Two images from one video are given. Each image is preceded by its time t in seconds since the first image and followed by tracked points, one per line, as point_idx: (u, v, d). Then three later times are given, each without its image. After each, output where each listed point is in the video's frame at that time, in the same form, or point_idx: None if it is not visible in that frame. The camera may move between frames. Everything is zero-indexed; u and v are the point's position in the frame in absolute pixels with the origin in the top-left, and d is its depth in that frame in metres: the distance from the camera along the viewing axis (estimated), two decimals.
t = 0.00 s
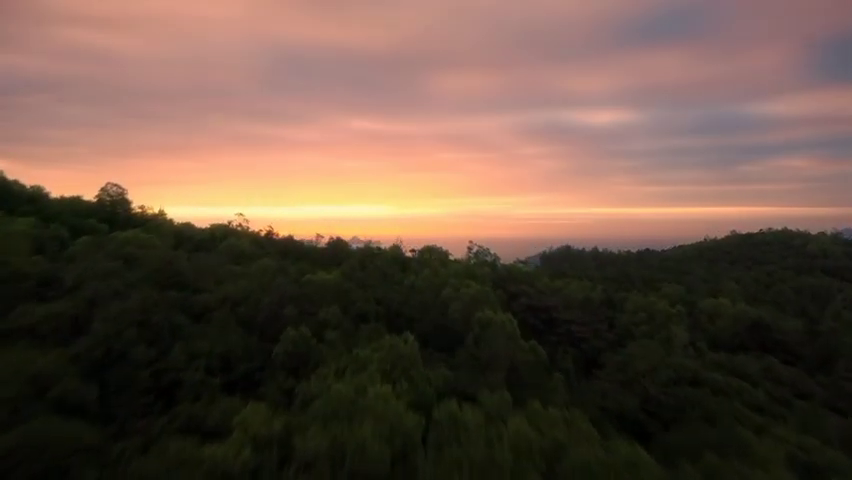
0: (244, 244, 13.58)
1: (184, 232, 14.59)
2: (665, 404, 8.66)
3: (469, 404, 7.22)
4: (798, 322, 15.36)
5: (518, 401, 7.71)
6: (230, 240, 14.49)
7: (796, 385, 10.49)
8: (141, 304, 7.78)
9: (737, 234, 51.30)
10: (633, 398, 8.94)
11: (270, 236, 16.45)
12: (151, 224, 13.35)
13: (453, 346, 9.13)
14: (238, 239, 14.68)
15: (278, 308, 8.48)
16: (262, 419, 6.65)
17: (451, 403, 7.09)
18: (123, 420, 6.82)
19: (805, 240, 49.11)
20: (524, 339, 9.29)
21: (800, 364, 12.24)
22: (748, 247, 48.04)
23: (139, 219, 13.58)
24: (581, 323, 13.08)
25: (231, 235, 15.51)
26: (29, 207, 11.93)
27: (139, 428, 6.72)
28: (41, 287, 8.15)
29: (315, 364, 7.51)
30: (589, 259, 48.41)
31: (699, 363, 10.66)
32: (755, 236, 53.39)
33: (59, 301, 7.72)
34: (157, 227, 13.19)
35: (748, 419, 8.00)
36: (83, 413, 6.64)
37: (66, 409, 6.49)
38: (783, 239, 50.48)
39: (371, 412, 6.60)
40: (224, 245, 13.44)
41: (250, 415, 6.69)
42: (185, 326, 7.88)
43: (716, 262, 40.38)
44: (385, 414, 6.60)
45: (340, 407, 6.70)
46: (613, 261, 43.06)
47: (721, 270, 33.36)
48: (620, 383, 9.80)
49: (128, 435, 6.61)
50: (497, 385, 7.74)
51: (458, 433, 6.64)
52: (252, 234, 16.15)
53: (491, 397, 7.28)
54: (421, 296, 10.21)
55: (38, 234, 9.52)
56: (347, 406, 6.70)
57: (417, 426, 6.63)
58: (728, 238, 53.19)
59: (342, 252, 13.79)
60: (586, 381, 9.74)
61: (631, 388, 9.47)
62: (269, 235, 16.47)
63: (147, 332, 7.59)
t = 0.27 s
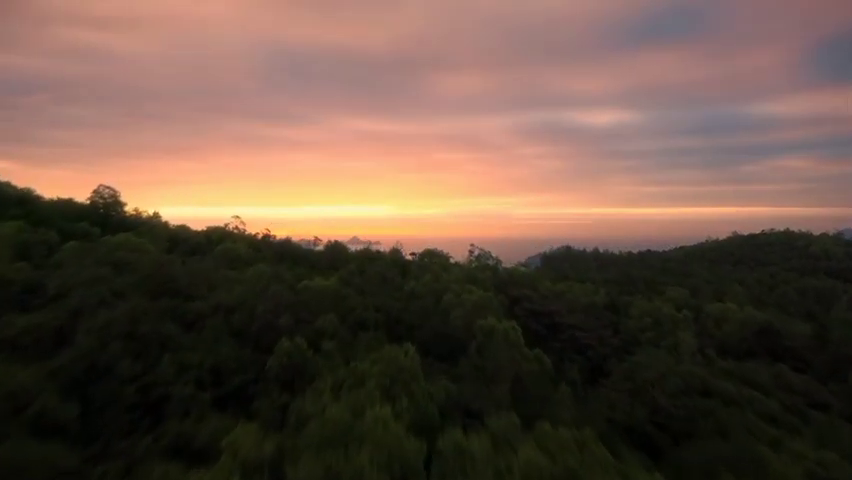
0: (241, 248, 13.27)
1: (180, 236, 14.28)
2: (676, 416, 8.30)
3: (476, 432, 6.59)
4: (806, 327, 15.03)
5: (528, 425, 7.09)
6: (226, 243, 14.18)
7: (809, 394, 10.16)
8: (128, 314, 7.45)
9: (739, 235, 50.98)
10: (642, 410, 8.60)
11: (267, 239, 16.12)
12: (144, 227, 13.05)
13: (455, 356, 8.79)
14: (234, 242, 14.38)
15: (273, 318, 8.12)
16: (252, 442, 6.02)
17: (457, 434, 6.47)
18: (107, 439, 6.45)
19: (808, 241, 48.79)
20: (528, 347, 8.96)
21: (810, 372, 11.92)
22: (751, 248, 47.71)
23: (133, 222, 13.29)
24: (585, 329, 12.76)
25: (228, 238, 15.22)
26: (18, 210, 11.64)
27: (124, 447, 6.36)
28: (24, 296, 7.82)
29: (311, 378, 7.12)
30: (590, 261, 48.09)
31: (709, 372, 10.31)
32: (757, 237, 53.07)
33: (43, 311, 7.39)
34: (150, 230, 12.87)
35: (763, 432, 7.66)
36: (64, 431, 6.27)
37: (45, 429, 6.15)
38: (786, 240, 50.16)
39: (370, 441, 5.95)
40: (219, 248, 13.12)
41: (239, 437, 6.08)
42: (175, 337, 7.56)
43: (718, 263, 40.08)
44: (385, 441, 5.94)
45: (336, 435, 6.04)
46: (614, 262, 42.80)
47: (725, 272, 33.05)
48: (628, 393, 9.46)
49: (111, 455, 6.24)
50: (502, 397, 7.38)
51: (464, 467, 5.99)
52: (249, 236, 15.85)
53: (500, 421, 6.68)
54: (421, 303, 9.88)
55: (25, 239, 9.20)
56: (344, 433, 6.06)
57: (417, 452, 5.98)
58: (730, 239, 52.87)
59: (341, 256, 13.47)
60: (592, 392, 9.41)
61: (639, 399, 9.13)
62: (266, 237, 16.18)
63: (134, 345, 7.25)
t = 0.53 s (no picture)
0: (237, 252, 12.94)
1: (175, 239, 13.98)
2: (689, 429, 7.94)
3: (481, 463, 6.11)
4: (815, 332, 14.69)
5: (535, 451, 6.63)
6: (222, 247, 13.86)
7: (823, 403, 9.83)
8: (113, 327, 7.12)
9: (741, 236, 50.62)
10: (652, 421, 8.23)
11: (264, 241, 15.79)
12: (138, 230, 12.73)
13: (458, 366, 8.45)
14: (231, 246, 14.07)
15: (267, 329, 7.76)
16: (242, 467, 5.63)
17: (463, 467, 5.92)
18: (87, 462, 6.12)
19: (811, 242, 48.47)
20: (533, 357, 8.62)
21: (823, 379, 11.57)
22: (753, 250, 47.37)
23: (126, 225, 12.99)
24: (590, 335, 12.44)
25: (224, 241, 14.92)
26: (6, 214, 11.31)
27: (106, 470, 5.99)
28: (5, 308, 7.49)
29: (306, 394, 6.75)
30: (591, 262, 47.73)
31: (719, 381, 9.97)
32: (760, 238, 52.72)
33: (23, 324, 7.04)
34: (143, 234, 12.53)
35: (781, 448, 7.33)
36: (41, 454, 5.90)
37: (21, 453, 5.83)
38: (788, 241, 49.83)
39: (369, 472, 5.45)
40: (214, 252, 12.79)
41: (230, 461, 5.67)
42: (163, 351, 7.24)
43: (721, 265, 39.76)
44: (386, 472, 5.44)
45: (329, 469, 5.52)
46: (616, 263, 42.53)
47: (729, 274, 32.73)
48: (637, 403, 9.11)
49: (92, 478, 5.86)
50: (506, 412, 7.03)
51: None
52: (246, 239, 15.54)
53: (506, 447, 6.20)
54: (423, 309, 9.54)
55: (10, 245, 8.86)
56: (340, 465, 5.56)
57: None
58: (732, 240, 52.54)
59: (340, 260, 13.14)
60: (599, 403, 9.07)
61: (649, 410, 8.78)
62: (264, 239, 15.89)
63: (118, 359, 6.91)
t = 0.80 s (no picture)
0: (233, 256, 12.59)
1: (170, 243, 13.64)
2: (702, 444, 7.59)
3: None
4: (825, 336, 14.34)
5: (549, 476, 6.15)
6: (217, 250, 13.51)
7: (839, 413, 9.48)
8: (92, 339, 6.22)
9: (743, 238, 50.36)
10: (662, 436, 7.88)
11: (261, 244, 15.45)
12: (130, 233, 12.39)
13: (460, 376, 8.10)
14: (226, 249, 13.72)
15: (259, 342, 7.20)
16: None
17: None
18: None
19: (813, 243, 48.14)
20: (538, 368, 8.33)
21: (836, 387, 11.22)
22: (755, 251, 47.05)
23: (119, 228, 12.68)
24: (595, 342, 12.10)
25: (221, 244, 14.59)
26: None
27: None
28: None
29: (301, 412, 6.19)
30: (592, 264, 47.44)
31: (730, 390, 9.63)
32: (762, 240, 52.36)
33: None
34: (136, 237, 12.19)
35: (800, 463, 6.97)
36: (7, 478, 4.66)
37: None
38: (791, 242, 49.53)
39: None
40: (209, 256, 12.46)
41: None
42: (146, 367, 6.44)
43: (724, 267, 39.43)
44: None
45: None
46: (618, 265, 42.23)
47: (732, 276, 32.37)
48: (646, 415, 8.74)
49: None
50: (512, 426, 6.66)
51: None
52: (243, 243, 15.20)
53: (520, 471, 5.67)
54: (424, 319, 9.21)
55: None
56: None
57: None
58: (734, 241, 52.24)
59: (338, 264, 12.79)
60: (607, 414, 8.73)
61: (659, 423, 8.42)
62: (262, 243, 15.56)
63: (94, 375, 5.95)
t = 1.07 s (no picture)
0: (229, 261, 12.25)
1: (165, 248, 13.30)
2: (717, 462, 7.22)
3: None
4: (837, 343, 13.98)
5: None
6: (214, 255, 13.17)
7: None
8: (72, 357, 5.98)
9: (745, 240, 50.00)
10: (675, 452, 7.51)
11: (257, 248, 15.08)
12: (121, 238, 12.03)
13: (464, 389, 7.74)
14: (223, 253, 13.37)
15: (252, 354, 6.84)
16: None
17: None
18: None
19: (816, 245, 47.78)
20: (546, 381, 7.98)
21: None
22: (758, 253, 46.69)
23: (111, 231, 12.34)
24: (600, 350, 11.75)
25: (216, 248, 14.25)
26: None
27: None
28: None
29: (296, 432, 5.82)
30: (593, 266, 47.07)
31: (744, 402, 9.26)
32: (765, 240, 51.99)
33: None
34: (127, 241, 11.83)
35: None
36: None
37: None
38: (794, 244, 49.18)
39: None
40: (202, 261, 12.10)
41: None
42: (131, 381, 6.12)
43: (727, 269, 39.06)
44: None
45: None
46: (620, 267, 41.93)
47: (736, 279, 32.01)
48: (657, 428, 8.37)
49: None
50: (519, 444, 6.30)
51: None
52: (241, 246, 14.86)
53: None
54: (425, 329, 8.85)
55: None
56: None
57: None
58: (736, 243, 51.89)
59: (337, 269, 12.42)
60: (617, 427, 8.36)
61: (671, 437, 8.05)
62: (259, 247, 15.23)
63: (73, 395, 5.69)
